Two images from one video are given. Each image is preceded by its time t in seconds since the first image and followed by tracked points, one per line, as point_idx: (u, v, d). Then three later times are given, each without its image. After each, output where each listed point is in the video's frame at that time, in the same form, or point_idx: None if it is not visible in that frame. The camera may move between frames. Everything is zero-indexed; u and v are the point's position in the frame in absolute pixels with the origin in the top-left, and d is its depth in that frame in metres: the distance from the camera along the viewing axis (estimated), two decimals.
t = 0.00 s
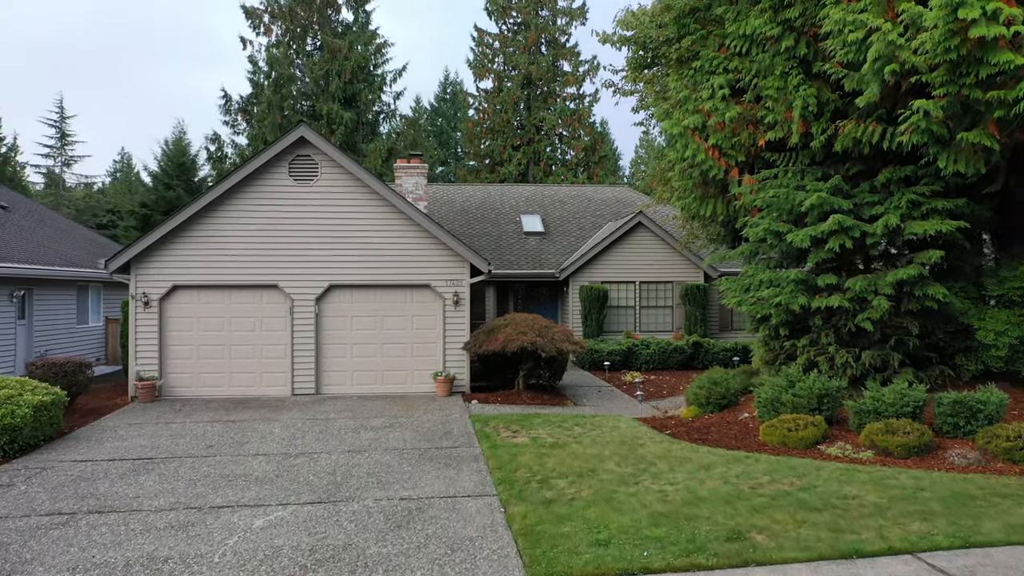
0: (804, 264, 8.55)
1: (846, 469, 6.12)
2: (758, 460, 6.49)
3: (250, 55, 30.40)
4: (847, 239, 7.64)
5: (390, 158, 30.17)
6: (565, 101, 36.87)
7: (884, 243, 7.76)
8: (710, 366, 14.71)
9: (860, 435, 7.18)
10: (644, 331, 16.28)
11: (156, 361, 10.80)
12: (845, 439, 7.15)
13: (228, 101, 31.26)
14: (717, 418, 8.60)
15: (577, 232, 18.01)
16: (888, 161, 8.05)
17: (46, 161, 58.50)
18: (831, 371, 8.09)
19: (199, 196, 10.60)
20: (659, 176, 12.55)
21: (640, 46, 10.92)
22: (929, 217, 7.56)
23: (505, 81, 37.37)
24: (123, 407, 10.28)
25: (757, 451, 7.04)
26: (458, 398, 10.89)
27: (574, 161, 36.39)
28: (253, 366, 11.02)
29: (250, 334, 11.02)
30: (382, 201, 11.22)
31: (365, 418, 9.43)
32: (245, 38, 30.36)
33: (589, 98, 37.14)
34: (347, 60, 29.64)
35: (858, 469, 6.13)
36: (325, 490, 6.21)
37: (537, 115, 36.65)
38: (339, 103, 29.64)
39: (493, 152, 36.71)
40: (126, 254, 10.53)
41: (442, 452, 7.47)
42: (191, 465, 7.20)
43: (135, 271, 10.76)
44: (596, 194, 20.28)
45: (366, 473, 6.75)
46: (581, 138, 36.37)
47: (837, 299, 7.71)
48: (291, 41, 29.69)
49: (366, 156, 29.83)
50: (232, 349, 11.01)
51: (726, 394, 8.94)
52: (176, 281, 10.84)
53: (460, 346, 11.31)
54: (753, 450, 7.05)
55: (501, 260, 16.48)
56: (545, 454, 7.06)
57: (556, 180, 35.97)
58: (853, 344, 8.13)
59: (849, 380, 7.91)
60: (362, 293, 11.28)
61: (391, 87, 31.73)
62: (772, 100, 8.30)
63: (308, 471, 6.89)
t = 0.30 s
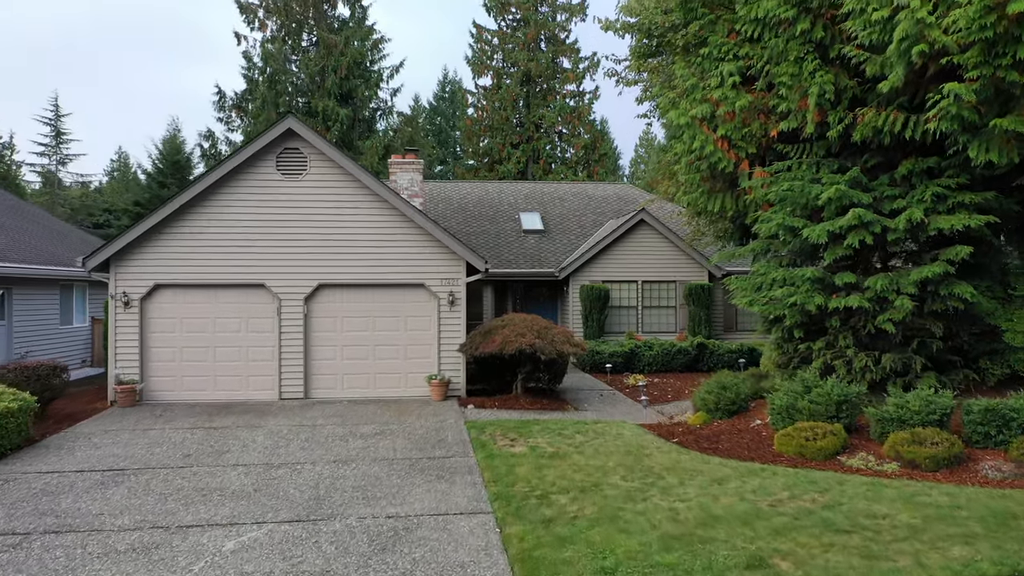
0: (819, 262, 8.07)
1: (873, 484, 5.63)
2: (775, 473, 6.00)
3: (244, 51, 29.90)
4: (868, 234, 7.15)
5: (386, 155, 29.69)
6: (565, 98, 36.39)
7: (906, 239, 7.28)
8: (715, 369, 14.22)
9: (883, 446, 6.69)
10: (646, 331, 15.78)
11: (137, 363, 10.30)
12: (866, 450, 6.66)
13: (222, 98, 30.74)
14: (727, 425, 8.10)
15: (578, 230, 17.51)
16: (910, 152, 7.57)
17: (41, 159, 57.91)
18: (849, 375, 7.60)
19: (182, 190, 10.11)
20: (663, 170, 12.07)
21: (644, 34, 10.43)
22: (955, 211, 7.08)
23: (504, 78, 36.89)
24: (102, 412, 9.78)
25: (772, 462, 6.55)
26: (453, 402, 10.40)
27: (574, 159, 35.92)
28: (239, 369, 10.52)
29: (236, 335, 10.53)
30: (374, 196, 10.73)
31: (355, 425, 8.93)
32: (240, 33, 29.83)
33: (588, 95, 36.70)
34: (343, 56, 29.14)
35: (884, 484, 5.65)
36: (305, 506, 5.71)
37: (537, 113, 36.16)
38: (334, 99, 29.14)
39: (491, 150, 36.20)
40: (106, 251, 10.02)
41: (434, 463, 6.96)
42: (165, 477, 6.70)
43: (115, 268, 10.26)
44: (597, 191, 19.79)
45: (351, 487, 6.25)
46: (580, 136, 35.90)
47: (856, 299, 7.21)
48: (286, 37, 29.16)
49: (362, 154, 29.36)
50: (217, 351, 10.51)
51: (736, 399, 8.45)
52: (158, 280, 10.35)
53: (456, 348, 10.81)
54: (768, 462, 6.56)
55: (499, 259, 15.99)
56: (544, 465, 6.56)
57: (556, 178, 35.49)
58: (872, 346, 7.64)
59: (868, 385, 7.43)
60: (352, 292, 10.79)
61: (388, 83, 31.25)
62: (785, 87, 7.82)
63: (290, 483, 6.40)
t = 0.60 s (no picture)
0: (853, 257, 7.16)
1: (936, 520, 4.71)
2: (817, 504, 5.08)
3: (233, 43, 28.92)
4: (915, 224, 6.22)
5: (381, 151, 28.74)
6: (565, 93, 35.47)
7: (958, 230, 6.35)
8: (726, 373, 13.28)
9: (936, 468, 5.77)
10: (651, 333, 14.86)
11: (94, 370, 9.35)
12: (918, 474, 5.73)
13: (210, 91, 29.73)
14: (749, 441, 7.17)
15: (578, 226, 16.58)
16: (959, 131, 6.66)
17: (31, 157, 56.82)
18: (891, 386, 6.68)
19: (145, 178, 9.17)
20: (671, 160, 11.14)
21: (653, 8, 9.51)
22: (1015, 198, 6.17)
23: (502, 72, 35.95)
24: (53, 424, 8.84)
25: (808, 489, 5.62)
26: (443, 412, 9.45)
27: (574, 154, 34.97)
28: (208, 376, 9.58)
29: (205, 338, 9.59)
30: (356, 186, 9.80)
31: (332, 439, 8.00)
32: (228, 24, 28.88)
33: (588, 89, 35.81)
34: (335, 47, 28.16)
35: (950, 519, 4.74)
36: (258, 546, 4.78)
37: (536, 107, 35.21)
38: (326, 92, 28.16)
39: (489, 146, 35.24)
40: (59, 245, 9.07)
41: (416, 488, 6.03)
42: (102, 505, 5.75)
43: (70, 264, 9.30)
44: (599, 186, 18.85)
45: (317, 519, 5.31)
46: (580, 131, 34.95)
47: (901, 299, 6.29)
48: (277, 28, 28.30)
49: (355, 149, 28.40)
50: (183, 356, 9.56)
51: (759, 411, 7.52)
52: (119, 277, 9.40)
53: (446, 353, 9.87)
54: (804, 488, 5.64)
55: (496, 256, 15.07)
56: (544, 493, 5.63)
57: (555, 174, 34.54)
58: (916, 353, 6.73)
59: (913, 397, 6.51)
60: (333, 291, 9.84)
61: (382, 77, 30.30)
62: (817, 58, 6.90)
63: (245, 515, 5.46)
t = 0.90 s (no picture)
0: (906, 250, 6.11)
1: None
2: (889, 557, 4.04)
3: (219, 32, 27.80)
4: (993, 209, 5.19)
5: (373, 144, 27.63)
6: (564, 86, 34.42)
7: None
8: (741, 379, 12.24)
9: None
10: (659, 336, 13.81)
11: (37, 378, 8.28)
12: (1003, 512, 4.69)
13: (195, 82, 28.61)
14: (786, 465, 6.12)
15: (580, 221, 15.53)
16: None
17: (19, 154, 55.62)
18: (957, 402, 5.63)
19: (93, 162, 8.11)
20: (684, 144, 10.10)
21: None
22: None
23: (500, 64, 34.90)
24: None
25: (871, 532, 4.57)
26: (430, 426, 8.39)
27: (573, 149, 33.90)
28: (166, 385, 8.51)
29: (163, 342, 8.52)
30: (333, 172, 8.74)
31: (301, 458, 6.94)
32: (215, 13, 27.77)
33: (588, 83, 34.79)
34: (325, 37, 27.06)
35: None
36: None
37: (534, 101, 34.16)
38: (316, 83, 27.07)
39: (486, 141, 34.14)
40: None
41: (390, 528, 4.98)
42: (5, 551, 4.69)
43: (9, 259, 8.22)
44: (601, 178, 17.80)
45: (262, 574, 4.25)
46: (580, 126, 33.90)
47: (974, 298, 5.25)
48: (265, 18, 27.02)
49: (346, 143, 27.30)
50: (139, 362, 8.50)
51: (795, 429, 6.47)
52: (65, 274, 8.33)
53: (434, 359, 8.81)
54: (866, 531, 4.59)
55: (492, 252, 14.04)
56: (546, 537, 4.58)
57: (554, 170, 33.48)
58: (985, 363, 5.69)
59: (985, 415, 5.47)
60: (308, 290, 8.77)
61: (375, 68, 29.22)
62: (868, 15, 5.86)
63: (176, 566, 4.39)
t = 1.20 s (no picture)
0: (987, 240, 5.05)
1: None
2: None
3: (203, 20, 26.64)
4: None
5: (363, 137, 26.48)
6: (562, 79, 33.31)
7: None
8: (758, 388, 11.15)
9: None
10: (666, 339, 12.70)
11: None
12: None
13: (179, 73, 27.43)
14: (839, 500, 5.02)
15: (581, 214, 14.43)
16: None
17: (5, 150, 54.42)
18: None
19: (20, 139, 6.97)
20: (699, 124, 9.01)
21: None
22: None
23: (496, 57, 33.77)
24: None
25: None
26: (412, 445, 7.27)
27: (571, 144, 32.77)
28: (108, 397, 7.40)
29: (104, 348, 7.40)
30: (302, 152, 7.61)
31: (255, 486, 5.84)
32: None
33: (587, 76, 33.70)
34: (313, 25, 25.90)
35: None
36: None
37: (531, 94, 33.04)
38: (304, 73, 25.93)
39: (482, 135, 32.97)
40: None
41: None
42: None
43: None
44: (603, 170, 16.70)
45: None
46: (579, 120, 32.77)
47: None
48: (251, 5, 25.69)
49: (335, 135, 26.13)
50: (77, 372, 7.38)
51: (846, 455, 5.37)
52: None
53: (418, 367, 7.69)
54: None
55: (486, 248, 12.94)
56: None
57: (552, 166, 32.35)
58: None
59: None
60: (272, 287, 7.65)
61: (366, 58, 28.06)
62: None
63: None
